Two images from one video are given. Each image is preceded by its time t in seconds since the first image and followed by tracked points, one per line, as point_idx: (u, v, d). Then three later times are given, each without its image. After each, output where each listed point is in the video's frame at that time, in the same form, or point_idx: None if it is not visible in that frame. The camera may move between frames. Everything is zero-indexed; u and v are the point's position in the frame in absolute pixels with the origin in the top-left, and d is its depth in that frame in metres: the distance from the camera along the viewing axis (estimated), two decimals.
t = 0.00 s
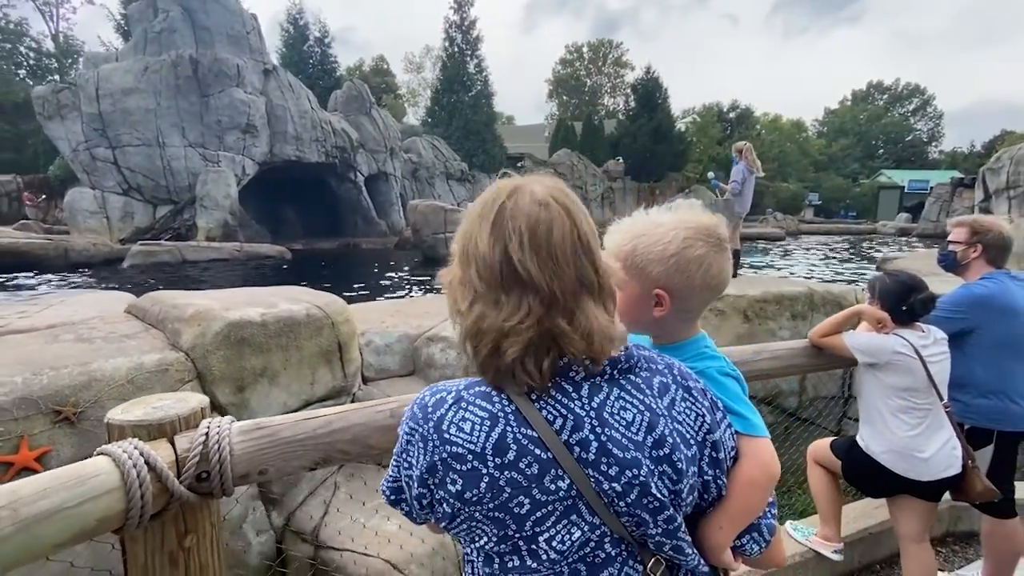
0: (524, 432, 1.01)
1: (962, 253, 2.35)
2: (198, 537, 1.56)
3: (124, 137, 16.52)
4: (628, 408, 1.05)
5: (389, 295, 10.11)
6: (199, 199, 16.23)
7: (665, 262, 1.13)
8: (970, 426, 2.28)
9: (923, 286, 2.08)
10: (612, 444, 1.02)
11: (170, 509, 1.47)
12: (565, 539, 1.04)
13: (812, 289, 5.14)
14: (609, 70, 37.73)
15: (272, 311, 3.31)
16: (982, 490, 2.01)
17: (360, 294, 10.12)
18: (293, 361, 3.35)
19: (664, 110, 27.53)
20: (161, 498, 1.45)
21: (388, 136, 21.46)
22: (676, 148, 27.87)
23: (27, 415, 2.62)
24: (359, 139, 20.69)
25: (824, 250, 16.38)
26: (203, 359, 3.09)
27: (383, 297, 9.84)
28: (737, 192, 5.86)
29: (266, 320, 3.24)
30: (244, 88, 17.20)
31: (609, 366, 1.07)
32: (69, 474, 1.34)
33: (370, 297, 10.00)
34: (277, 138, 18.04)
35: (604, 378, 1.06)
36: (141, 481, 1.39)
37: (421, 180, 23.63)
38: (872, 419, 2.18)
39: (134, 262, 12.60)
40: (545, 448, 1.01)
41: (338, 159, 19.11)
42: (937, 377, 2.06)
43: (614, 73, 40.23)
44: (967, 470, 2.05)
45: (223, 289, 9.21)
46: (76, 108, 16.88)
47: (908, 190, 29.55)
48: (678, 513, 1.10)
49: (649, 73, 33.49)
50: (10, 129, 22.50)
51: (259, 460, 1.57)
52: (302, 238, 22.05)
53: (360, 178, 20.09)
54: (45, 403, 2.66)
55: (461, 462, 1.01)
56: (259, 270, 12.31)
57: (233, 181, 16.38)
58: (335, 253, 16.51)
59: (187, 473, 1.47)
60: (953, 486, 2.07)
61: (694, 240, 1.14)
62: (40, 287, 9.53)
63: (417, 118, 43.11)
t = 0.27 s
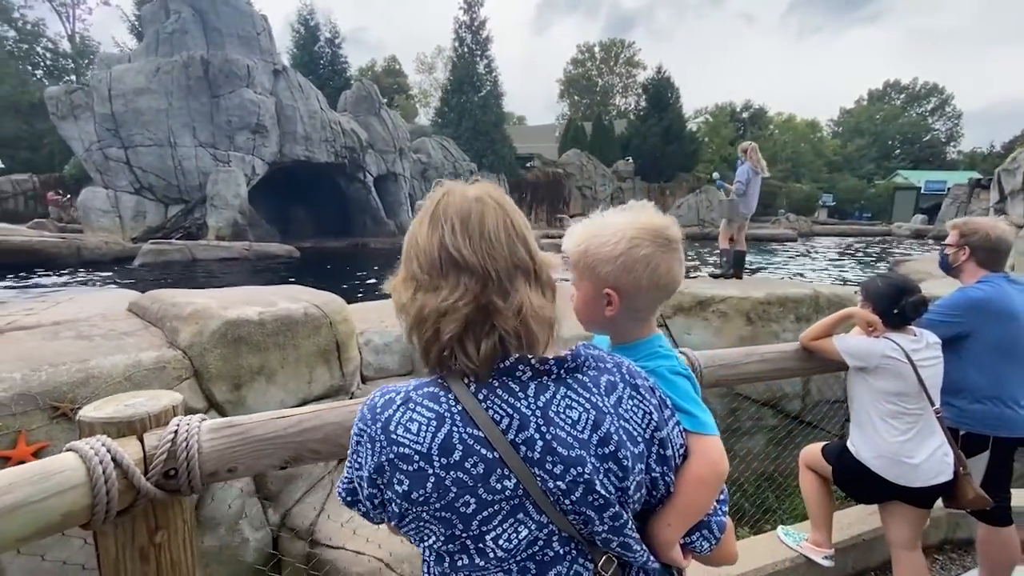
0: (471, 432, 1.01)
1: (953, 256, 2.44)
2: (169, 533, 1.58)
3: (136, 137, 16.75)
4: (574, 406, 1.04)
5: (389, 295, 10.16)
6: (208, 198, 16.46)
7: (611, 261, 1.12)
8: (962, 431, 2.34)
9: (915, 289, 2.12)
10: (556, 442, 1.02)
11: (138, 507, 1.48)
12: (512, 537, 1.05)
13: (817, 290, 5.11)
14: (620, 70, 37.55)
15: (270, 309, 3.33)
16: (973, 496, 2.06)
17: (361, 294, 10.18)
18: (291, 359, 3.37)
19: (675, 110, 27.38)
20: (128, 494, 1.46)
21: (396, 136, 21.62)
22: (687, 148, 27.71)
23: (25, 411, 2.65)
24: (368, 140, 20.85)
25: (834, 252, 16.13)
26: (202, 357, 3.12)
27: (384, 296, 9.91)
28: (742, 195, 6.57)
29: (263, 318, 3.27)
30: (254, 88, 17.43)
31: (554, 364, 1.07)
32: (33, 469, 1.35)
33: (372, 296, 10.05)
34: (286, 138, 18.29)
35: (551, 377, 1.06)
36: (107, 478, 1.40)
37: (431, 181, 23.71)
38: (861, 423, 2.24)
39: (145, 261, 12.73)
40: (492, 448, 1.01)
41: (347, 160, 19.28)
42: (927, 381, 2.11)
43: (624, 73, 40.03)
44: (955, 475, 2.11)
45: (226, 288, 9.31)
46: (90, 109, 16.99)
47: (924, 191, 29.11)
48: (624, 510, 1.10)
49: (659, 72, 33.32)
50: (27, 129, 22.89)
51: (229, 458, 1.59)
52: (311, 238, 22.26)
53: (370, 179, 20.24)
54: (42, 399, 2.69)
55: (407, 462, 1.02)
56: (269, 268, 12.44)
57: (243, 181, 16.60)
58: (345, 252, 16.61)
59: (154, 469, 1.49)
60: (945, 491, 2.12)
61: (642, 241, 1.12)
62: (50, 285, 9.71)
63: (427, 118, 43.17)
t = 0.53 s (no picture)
0: (432, 427, 1.03)
1: (960, 256, 2.40)
2: (147, 527, 1.71)
3: (154, 138, 16.92)
4: (534, 393, 1.07)
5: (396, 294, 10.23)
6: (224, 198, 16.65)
7: (570, 255, 1.25)
8: (969, 437, 2.26)
9: (919, 290, 2.06)
10: (518, 429, 1.05)
11: (111, 500, 1.63)
12: (481, 533, 1.06)
13: (830, 292, 5.04)
14: (636, 68, 37.27)
15: (274, 307, 3.37)
16: (979, 504, 1.99)
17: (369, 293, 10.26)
18: (295, 356, 3.40)
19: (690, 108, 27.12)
20: (102, 490, 1.60)
21: (409, 136, 21.79)
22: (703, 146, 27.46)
23: (30, 406, 2.71)
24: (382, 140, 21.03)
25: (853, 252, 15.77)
26: (205, 354, 3.16)
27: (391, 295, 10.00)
28: (754, 194, 6.55)
29: (266, 316, 3.30)
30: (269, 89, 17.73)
31: (510, 353, 1.09)
32: (11, 463, 1.47)
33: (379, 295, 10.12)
34: (301, 138, 18.65)
35: (509, 366, 1.09)
36: (80, 471, 1.52)
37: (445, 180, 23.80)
38: (862, 429, 2.17)
39: (161, 259, 13.01)
40: (454, 442, 1.04)
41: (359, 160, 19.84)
42: (929, 384, 2.05)
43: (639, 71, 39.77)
44: (960, 482, 2.05)
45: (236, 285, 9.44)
46: (109, 109, 17.47)
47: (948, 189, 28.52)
48: (594, 491, 1.13)
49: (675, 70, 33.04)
50: (51, 129, 23.35)
51: (203, 455, 1.72)
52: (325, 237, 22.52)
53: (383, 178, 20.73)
54: (47, 394, 2.75)
55: (369, 466, 1.03)
56: (285, 267, 12.59)
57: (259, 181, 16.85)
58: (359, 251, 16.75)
59: (128, 464, 1.62)
60: (948, 500, 2.05)
61: (597, 233, 1.25)
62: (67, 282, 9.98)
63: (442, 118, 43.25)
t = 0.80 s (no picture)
0: (418, 438, 1.00)
1: (988, 255, 2.40)
2: (140, 524, 1.74)
3: (179, 138, 17.37)
4: (525, 396, 1.04)
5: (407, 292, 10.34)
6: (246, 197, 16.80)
7: (539, 249, 1.25)
8: (998, 446, 2.28)
9: (942, 290, 2.02)
10: (511, 435, 1.01)
11: (101, 496, 1.66)
12: (475, 548, 1.03)
13: (854, 292, 4.93)
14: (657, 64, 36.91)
15: (285, 304, 3.41)
16: (1006, 518, 1.97)
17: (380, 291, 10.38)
18: (307, 352, 3.43)
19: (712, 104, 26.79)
20: (91, 487, 1.63)
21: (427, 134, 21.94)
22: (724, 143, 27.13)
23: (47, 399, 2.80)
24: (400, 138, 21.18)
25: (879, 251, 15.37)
26: (218, 350, 3.23)
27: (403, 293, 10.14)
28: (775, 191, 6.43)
29: (279, 312, 3.34)
30: (290, 89, 17.91)
31: (499, 354, 1.06)
32: None
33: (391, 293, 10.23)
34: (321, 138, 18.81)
35: (498, 369, 1.06)
36: (67, 468, 1.56)
37: (463, 179, 23.88)
38: (881, 437, 2.12)
39: (185, 257, 13.30)
40: (441, 451, 1.00)
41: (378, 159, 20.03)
42: (954, 392, 2.00)
43: (660, 67, 39.43)
44: (986, 494, 2.02)
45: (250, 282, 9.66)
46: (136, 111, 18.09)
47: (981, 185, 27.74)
48: (594, 497, 1.09)
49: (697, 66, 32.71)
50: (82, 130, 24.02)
51: (192, 453, 1.74)
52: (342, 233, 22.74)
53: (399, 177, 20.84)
54: (63, 388, 2.83)
55: (352, 482, 0.99)
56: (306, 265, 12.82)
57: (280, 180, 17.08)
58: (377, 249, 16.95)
59: (117, 462, 1.64)
60: (976, 512, 2.03)
61: (561, 227, 1.24)
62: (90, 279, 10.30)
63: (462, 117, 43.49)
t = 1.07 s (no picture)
0: (361, 446, 0.90)
1: None
2: (146, 524, 1.78)
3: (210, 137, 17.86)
4: (485, 405, 0.94)
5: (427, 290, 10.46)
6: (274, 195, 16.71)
7: (540, 242, 1.24)
8: None
9: (1003, 292, 2.06)
10: (464, 448, 0.92)
11: (104, 495, 1.70)
12: None
13: (893, 292, 4.77)
14: (684, 60, 36.46)
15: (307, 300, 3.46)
16: None
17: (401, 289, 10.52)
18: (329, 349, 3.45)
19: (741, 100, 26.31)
20: (93, 485, 1.67)
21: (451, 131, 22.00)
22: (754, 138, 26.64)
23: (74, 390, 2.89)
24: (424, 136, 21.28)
25: (916, 249, 14.86)
26: (241, 346, 3.29)
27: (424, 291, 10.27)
28: (808, 185, 6.24)
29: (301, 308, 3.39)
30: (317, 89, 18.27)
31: (460, 357, 0.96)
32: (5, 456, 1.58)
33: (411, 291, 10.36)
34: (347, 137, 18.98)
35: (458, 374, 0.95)
36: (68, 467, 1.60)
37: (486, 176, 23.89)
38: (927, 446, 2.17)
39: (214, 254, 13.60)
40: (383, 463, 0.90)
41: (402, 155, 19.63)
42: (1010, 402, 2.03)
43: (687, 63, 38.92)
44: None
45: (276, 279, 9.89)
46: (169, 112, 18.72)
47: None
48: (557, 523, 0.99)
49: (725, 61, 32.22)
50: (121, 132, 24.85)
51: (197, 452, 1.75)
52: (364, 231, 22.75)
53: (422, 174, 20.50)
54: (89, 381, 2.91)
55: (288, 491, 0.91)
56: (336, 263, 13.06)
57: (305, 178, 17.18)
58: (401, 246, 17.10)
59: (118, 461, 1.68)
60: None
61: (564, 216, 1.23)
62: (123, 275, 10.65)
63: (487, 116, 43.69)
